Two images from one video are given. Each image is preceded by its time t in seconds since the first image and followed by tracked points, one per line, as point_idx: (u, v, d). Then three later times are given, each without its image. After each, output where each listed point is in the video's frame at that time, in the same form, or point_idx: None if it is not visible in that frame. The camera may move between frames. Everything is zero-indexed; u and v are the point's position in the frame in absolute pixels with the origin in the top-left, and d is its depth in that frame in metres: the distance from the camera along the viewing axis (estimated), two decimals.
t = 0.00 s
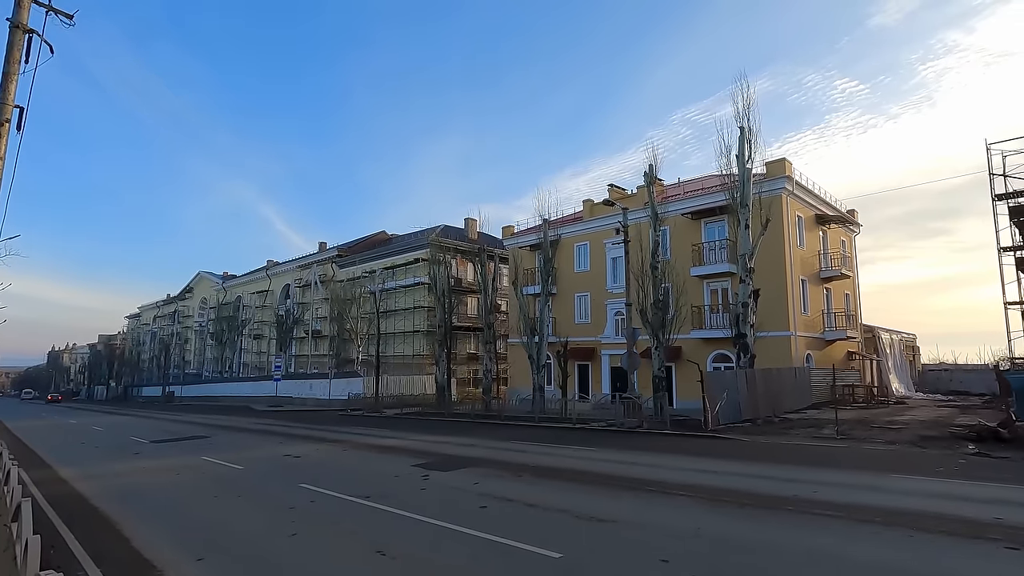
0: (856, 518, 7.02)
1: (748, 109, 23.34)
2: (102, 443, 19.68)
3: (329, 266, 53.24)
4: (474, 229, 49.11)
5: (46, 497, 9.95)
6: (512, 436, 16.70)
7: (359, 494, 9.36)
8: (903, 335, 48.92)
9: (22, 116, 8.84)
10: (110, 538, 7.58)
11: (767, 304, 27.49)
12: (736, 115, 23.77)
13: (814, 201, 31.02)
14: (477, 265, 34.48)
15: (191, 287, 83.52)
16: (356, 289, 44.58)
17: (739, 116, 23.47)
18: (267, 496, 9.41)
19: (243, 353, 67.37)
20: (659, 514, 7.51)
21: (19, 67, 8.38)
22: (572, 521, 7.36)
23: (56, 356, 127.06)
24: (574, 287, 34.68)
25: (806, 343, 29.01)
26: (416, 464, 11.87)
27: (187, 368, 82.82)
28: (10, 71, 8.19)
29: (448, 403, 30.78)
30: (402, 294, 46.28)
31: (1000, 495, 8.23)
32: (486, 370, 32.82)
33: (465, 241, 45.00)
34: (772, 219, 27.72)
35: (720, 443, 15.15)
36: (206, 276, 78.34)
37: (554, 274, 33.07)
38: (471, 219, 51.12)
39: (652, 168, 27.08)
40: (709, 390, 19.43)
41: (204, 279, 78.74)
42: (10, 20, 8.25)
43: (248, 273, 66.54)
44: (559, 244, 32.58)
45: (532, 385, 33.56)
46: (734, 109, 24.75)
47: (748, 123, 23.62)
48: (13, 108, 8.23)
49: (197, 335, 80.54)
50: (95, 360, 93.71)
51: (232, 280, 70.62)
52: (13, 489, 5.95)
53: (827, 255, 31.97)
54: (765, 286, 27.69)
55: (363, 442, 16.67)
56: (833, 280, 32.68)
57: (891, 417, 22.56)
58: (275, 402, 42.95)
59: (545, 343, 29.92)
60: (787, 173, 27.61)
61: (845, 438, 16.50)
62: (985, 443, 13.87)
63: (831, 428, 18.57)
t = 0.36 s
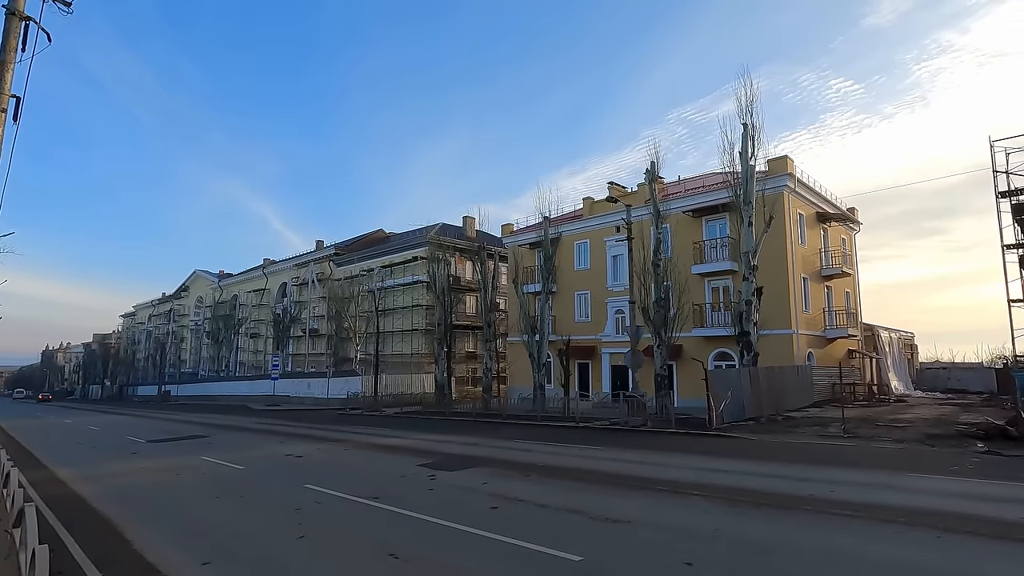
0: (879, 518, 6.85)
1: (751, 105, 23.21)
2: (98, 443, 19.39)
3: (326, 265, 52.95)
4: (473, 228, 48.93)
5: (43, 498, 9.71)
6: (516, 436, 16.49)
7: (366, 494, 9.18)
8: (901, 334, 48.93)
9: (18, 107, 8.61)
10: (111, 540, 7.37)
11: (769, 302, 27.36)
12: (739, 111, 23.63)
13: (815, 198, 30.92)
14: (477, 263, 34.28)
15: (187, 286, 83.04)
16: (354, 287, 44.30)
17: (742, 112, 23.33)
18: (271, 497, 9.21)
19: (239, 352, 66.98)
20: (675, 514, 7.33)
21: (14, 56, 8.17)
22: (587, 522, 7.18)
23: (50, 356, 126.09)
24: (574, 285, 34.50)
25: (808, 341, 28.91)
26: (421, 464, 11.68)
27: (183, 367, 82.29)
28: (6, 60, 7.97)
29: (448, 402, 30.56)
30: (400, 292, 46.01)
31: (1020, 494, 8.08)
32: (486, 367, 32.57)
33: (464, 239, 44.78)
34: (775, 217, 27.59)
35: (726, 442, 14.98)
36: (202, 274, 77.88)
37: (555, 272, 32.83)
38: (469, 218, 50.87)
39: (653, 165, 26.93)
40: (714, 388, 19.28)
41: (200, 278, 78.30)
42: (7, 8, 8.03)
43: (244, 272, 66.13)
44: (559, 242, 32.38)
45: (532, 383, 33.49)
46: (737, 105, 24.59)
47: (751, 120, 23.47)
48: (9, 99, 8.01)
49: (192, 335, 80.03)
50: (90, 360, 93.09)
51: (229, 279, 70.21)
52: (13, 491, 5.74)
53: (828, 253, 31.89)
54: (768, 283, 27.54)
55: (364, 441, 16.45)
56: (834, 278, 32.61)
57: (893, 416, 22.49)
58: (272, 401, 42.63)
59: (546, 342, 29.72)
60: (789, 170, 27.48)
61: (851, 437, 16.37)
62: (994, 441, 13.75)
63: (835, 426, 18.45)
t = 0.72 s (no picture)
0: (898, 521, 6.73)
1: (752, 104, 23.09)
2: (93, 443, 19.08)
3: (322, 264, 52.60)
4: (469, 226, 48.68)
5: (37, 502, 9.44)
6: (518, 436, 16.32)
7: (370, 497, 8.98)
8: (897, 334, 49.07)
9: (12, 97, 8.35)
10: (111, 546, 7.16)
11: (768, 301, 27.28)
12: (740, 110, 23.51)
13: (813, 198, 30.88)
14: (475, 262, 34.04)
15: (180, 285, 82.38)
16: (350, 286, 43.99)
17: (744, 111, 23.21)
18: (273, 500, 9.00)
19: (233, 352, 66.46)
20: (689, 517, 7.18)
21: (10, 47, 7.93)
22: (600, 525, 7.03)
23: (40, 355, 124.90)
24: (572, 285, 34.35)
25: (807, 341, 28.88)
26: (425, 465, 11.49)
27: (176, 367, 81.64)
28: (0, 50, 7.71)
29: (445, 402, 30.33)
30: (397, 291, 45.73)
31: None
32: (484, 365, 32.18)
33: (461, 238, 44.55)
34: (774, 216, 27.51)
35: (730, 442, 14.86)
36: (195, 273, 77.28)
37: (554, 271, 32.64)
38: (466, 216, 50.60)
39: (653, 163, 26.78)
40: (715, 388, 19.18)
41: (193, 276, 77.68)
42: None
43: (239, 270, 65.61)
44: (558, 241, 32.21)
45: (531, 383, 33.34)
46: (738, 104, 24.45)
47: (753, 119, 23.36)
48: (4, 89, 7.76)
49: (186, 334, 79.42)
50: (81, 359, 92.25)
51: (223, 278, 69.68)
52: (10, 496, 5.53)
53: (826, 253, 31.87)
54: (768, 283, 27.48)
55: (364, 442, 16.21)
56: (832, 278, 32.60)
57: (893, 416, 22.46)
58: (267, 401, 42.28)
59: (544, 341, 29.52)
60: (789, 170, 27.41)
61: (854, 437, 16.30)
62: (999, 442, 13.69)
63: (837, 427, 18.39)
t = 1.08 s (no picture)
0: (918, 524, 6.56)
1: (752, 103, 23.00)
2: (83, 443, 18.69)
3: (316, 262, 52.19)
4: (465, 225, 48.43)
5: (26, 503, 9.13)
6: (517, 436, 16.11)
7: (373, 498, 8.75)
8: (891, 334, 49.22)
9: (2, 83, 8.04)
10: (104, 549, 6.89)
11: (766, 301, 27.22)
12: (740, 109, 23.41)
13: (811, 198, 30.86)
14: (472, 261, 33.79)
15: (172, 284, 81.63)
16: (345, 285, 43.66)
17: (744, 110, 23.10)
18: (272, 501, 8.75)
19: (225, 351, 65.88)
20: (704, 519, 6.99)
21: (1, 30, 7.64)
22: (611, 528, 6.83)
23: (29, 354, 123.56)
24: (569, 284, 34.17)
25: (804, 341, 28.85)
26: (426, 465, 11.26)
27: (167, 366, 80.88)
28: None
29: (442, 402, 30.07)
30: (392, 290, 45.43)
31: None
32: (481, 365, 31.97)
33: (457, 237, 44.29)
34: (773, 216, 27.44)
35: (733, 442, 14.71)
36: (188, 271, 76.57)
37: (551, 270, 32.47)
38: (462, 215, 50.34)
39: (652, 162, 26.65)
40: (716, 387, 19.05)
41: (186, 275, 76.99)
42: None
43: (232, 269, 65.04)
44: (556, 240, 32.02)
45: (528, 383, 33.17)
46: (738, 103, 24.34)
47: (753, 117, 23.27)
48: None
49: (178, 333, 78.71)
50: (71, 358, 91.29)
51: (215, 276, 69.06)
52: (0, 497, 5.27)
53: (824, 253, 31.86)
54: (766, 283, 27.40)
55: (362, 442, 15.95)
56: (829, 279, 32.61)
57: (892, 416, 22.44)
58: (261, 400, 41.86)
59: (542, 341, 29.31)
60: (788, 169, 27.34)
61: (857, 437, 16.20)
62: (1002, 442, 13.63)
63: (837, 427, 18.30)
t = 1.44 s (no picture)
0: (940, 531, 6.40)
1: (751, 103, 22.89)
2: (71, 445, 18.30)
3: (309, 262, 51.76)
4: (460, 225, 48.17)
5: (12, 509, 8.83)
6: (516, 438, 15.89)
7: (374, 504, 8.52)
8: (885, 336, 49.43)
9: None
10: (95, 559, 6.63)
11: (764, 302, 27.16)
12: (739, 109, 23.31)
13: (808, 199, 30.85)
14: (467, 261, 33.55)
15: (162, 283, 80.78)
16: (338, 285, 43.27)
17: (742, 110, 23.00)
18: (269, 507, 8.51)
19: (217, 351, 65.25)
20: (718, 526, 6.81)
21: None
22: (622, 536, 6.65)
23: (16, 354, 121.86)
24: (565, 285, 34.00)
25: (801, 342, 28.83)
26: (426, 469, 11.04)
27: (157, 366, 80.02)
28: None
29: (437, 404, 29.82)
30: (386, 291, 45.07)
31: None
32: (477, 366, 31.72)
33: (452, 237, 44.01)
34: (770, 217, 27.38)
35: (735, 445, 14.57)
36: (178, 271, 75.79)
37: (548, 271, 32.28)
38: (456, 215, 50.07)
39: (650, 162, 26.52)
40: (715, 389, 18.93)
41: (176, 274, 76.19)
42: None
43: (223, 268, 64.41)
44: (553, 240, 31.84)
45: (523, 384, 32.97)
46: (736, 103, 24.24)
47: (751, 118, 23.18)
48: None
49: (168, 333, 77.92)
50: (59, 357, 90.15)
51: (206, 276, 68.41)
52: None
53: (820, 255, 31.84)
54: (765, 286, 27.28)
55: (358, 444, 15.67)
56: (825, 280, 32.61)
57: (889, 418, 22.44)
58: (252, 401, 41.41)
59: (538, 341, 29.12)
60: (785, 171, 27.26)
61: (857, 440, 16.11)
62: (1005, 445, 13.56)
63: (836, 429, 18.23)
